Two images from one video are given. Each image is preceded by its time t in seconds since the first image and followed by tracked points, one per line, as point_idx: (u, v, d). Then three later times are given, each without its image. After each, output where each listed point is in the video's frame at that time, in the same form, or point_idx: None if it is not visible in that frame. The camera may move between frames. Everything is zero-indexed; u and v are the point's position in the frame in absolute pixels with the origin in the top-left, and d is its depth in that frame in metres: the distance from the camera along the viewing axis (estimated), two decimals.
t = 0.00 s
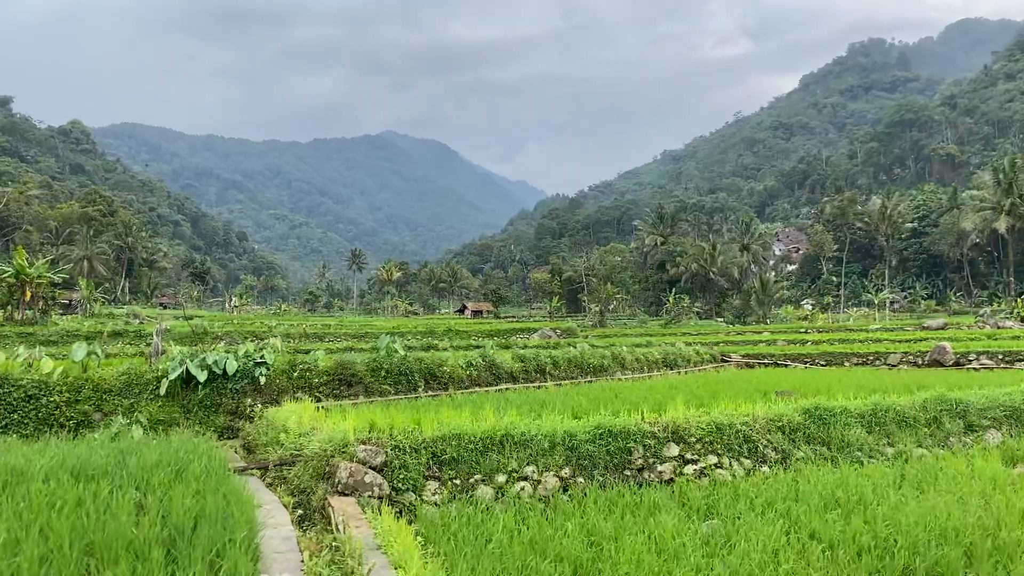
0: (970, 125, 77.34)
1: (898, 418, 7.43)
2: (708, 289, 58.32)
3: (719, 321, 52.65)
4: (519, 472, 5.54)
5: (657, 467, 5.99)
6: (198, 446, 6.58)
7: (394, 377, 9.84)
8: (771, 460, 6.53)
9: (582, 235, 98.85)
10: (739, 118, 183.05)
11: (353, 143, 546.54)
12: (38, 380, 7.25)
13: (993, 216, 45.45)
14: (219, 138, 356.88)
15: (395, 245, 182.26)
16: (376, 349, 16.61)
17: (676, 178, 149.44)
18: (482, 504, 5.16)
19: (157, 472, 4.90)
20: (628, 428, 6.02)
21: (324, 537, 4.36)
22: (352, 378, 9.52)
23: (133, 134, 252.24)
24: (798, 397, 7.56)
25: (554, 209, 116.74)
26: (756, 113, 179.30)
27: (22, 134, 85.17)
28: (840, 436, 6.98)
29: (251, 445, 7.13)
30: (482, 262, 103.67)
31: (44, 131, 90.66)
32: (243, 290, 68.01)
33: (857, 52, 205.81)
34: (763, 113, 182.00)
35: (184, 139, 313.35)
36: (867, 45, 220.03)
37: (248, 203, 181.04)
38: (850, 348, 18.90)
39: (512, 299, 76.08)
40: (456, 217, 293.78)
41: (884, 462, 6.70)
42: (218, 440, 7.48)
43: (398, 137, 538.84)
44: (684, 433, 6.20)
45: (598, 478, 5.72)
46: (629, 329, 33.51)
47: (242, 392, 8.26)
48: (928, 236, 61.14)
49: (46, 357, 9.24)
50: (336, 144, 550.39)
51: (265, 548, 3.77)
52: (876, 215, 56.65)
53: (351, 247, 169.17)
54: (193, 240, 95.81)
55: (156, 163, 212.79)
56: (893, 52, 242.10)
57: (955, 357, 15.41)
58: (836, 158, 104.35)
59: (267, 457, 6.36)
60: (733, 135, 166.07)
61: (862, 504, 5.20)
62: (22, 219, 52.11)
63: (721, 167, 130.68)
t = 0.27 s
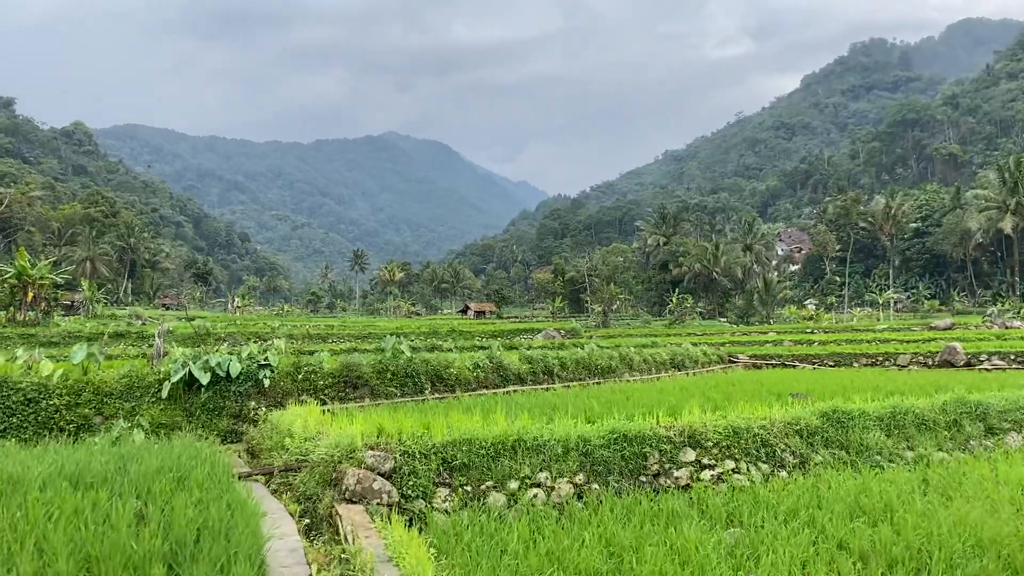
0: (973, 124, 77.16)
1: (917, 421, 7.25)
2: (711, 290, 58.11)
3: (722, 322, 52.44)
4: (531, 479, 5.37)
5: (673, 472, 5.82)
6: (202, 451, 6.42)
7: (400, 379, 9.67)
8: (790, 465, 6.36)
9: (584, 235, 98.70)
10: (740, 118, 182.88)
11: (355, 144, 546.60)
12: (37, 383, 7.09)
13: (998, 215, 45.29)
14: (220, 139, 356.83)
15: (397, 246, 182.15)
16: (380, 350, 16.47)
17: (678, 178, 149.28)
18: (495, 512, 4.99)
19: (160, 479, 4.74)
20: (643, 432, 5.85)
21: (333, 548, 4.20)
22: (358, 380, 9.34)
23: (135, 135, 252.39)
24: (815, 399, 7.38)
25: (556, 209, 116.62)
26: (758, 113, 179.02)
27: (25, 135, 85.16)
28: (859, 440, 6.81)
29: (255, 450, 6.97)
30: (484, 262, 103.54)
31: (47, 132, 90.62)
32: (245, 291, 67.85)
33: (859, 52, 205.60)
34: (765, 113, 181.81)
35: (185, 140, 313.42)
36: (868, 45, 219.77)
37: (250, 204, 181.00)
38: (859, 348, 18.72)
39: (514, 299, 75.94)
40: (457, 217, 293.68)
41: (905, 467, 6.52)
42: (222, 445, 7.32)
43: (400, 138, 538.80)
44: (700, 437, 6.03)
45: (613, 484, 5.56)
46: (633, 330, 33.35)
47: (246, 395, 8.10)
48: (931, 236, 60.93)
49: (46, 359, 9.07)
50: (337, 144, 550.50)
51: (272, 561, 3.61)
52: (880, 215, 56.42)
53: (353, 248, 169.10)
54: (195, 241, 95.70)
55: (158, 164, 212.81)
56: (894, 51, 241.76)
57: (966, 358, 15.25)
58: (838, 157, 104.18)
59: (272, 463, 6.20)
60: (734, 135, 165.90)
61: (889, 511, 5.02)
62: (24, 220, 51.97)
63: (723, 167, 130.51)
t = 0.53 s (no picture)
0: (974, 125, 77.04)
1: (933, 424, 7.07)
2: (712, 292, 57.88)
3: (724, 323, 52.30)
4: (540, 484, 5.19)
5: (686, 477, 5.65)
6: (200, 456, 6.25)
7: (403, 382, 9.49)
8: (804, 469, 6.18)
9: (585, 237, 98.63)
10: (741, 120, 182.82)
11: (356, 146, 546.62)
12: (32, 386, 6.91)
13: (1002, 215, 45.12)
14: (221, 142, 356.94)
15: (398, 248, 182.08)
16: (382, 352, 16.29)
17: (679, 179, 149.08)
18: (501, 519, 4.81)
19: (155, 485, 4.57)
20: (654, 436, 5.67)
21: (334, 561, 4.03)
22: (359, 384, 9.14)
23: (136, 138, 252.43)
24: (828, 402, 7.20)
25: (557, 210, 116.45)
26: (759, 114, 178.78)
27: (25, 138, 85.06)
28: (874, 443, 6.62)
29: (254, 455, 6.80)
30: (485, 264, 103.43)
31: (47, 135, 90.51)
32: (246, 293, 67.78)
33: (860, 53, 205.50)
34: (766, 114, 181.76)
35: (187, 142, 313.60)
36: (869, 46, 219.69)
37: (251, 207, 181.11)
38: (865, 349, 18.54)
39: (515, 301, 75.84)
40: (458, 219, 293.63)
41: (921, 471, 6.35)
42: (220, 449, 7.15)
43: (401, 140, 538.84)
44: (713, 440, 5.86)
45: (624, 490, 5.38)
46: (634, 331, 33.17)
47: (246, 398, 7.94)
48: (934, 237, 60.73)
49: (41, 361, 8.89)
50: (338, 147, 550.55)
51: None
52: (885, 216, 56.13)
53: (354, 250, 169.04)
54: (196, 244, 95.65)
55: (159, 166, 212.74)
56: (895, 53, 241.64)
57: (974, 359, 15.08)
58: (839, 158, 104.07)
59: (272, 468, 6.03)
60: (735, 137, 165.77)
61: (912, 517, 4.85)
62: (25, 222, 51.94)
63: (724, 168, 130.41)
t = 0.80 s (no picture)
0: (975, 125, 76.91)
1: (950, 426, 6.87)
2: (714, 291, 57.57)
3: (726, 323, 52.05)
4: (547, 490, 4.99)
5: (697, 483, 5.46)
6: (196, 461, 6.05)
7: (404, 383, 9.29)
8: (820, 474, 5.98)
9: (585, 237, 98.45)
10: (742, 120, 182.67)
11: (356, 146, 546.31)
12: (22, 388, 6.69)
13: (1006, 214, 44.89)
14: (222, 142, 356.69)
15: (399, 248, 181.78)
16: (383, 352, 16.06)
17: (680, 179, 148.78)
18: (507, 527, 4.62)
19: (147, 493, 4.37)
20: (665, 439, 5.47)
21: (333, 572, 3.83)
22: (360, 385, 8.96)
23: (136, 138, 252.19)
24: (842, 403, 7.00)
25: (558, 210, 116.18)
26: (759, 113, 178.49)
27: (25, 138, 84.84)
28: (890, 446, 6.42)
29: (252, 459, 6.60)
30: (485, 264, 103.22)
31: (47, 135, 90.29)
32: (247, 293, 67.57)
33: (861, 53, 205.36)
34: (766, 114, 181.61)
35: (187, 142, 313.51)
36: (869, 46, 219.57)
37: (252, 207, 180.92)
38: (872, 349, 18.35)
39: (516, 301, 75.63)
40: (459, 219, 293.45)
41: (939, 475, 6.15)
42: (216, 453, 6.94)
43: (401, 140, 538.56)
44: (726, 444, 5.65)
45: (633, 495, 5.19)
46: (636, 331, 32.97)
47: (243, 400, 7.74)
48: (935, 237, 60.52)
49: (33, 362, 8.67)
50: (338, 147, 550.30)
51: None
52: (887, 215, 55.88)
53: (354, 250, 168.81)
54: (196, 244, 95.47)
55: (160, 166, 212.53)
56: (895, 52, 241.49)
57: (984, 360, 14.88)
58: (840, 158, 103.87)
59: (270, 473, 5.83)
60: (736, 136, 165.66)
61: (937, 526, 4.64)
62: (25, 222, 51.74)
63: (725, 168, 130.24)
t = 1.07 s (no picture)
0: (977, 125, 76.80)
1: (966, 426, 6.72)
2: (716, 291, 57.39)
3: (729, 322, 51.85)
4: (555, 493, 4.85)
5: (709, 485, 5.32)
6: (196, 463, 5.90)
7: (407, 382, 9.12)
8: (834, 475, 5.82)
9: (587, 236, 98.30)
10: (743, 120, 182.53)
11: (358, 145, 546.30)
12: (17, 387, 6.54)
13: (1010, 213, 44.69)
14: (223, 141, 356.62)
15: (400, 248, 181.60)
16: (386, 351, 15.88)
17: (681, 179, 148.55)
18: (513, 531, 4.48)
19: (142, 496, 4.23)
20: (676, 440, 5.31)
21: None
22: (362, 384, 8.80)
23: (138, 138, 252.11)
24: (854, 403, 6.84)
25: (559, 210, 116.00)
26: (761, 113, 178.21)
27: (28, 138, 84.73)
28: (905, 446, 6.25)
29: (251, 460, 6.47)
30: (487, 263, 103.09)
31: (49, 134, 90.16)
32: (248, 293, 67.44)
33: (862, 53, 205.20)
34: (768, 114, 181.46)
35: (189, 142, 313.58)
36: (871, 46, 219.43)
37: (254, 207, 180.85)
38: (878, 349, 18.16)
39: (517, 300, 75.48)
40: (460, 219, 293.34)
41: (956, 476, 5.99)
42: (216, 453, 6.80)
43: (402, 139, 538.37)
44: (738, 445, 5.50)
45: (643, 497, 5.06)
46: (638, 331, 32.81)
47: (242, 399, 7.59)
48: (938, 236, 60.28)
49: (30, 362, 8.54)
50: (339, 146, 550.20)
51: None
52: (891, 214, 55.62)
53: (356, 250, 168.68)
54: (198, 243, 95.36)
55: (161, 166, 212.48)
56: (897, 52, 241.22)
57: (992, 358, 14.70)
58: (842, 158, 103.72)
59: (270, 474, 5.68)
60: (737, 136, 165.53)
61: (960, 529, 4.49)
62: (27, 221, 51.62)
63: (727, 168, 130.12)
